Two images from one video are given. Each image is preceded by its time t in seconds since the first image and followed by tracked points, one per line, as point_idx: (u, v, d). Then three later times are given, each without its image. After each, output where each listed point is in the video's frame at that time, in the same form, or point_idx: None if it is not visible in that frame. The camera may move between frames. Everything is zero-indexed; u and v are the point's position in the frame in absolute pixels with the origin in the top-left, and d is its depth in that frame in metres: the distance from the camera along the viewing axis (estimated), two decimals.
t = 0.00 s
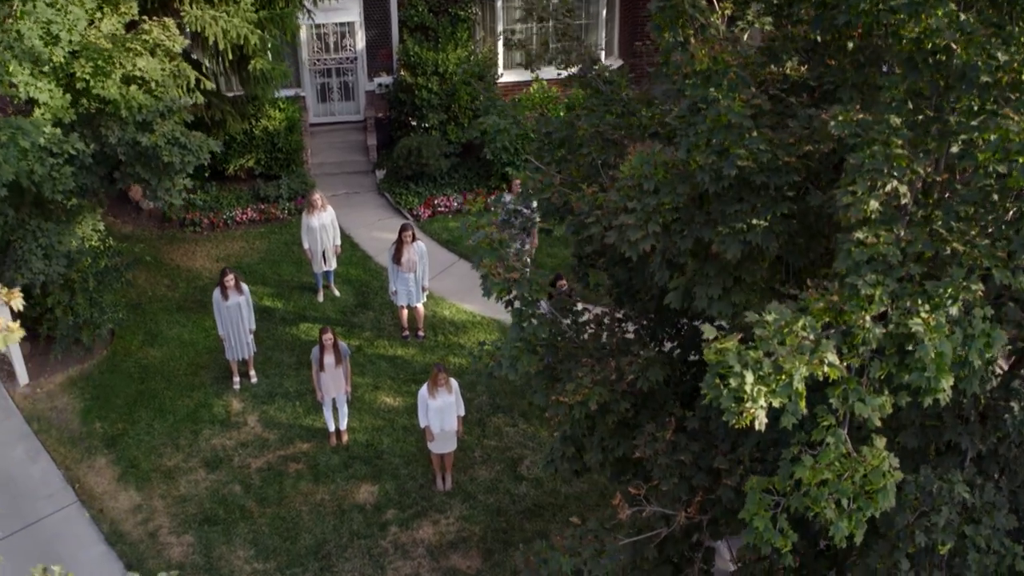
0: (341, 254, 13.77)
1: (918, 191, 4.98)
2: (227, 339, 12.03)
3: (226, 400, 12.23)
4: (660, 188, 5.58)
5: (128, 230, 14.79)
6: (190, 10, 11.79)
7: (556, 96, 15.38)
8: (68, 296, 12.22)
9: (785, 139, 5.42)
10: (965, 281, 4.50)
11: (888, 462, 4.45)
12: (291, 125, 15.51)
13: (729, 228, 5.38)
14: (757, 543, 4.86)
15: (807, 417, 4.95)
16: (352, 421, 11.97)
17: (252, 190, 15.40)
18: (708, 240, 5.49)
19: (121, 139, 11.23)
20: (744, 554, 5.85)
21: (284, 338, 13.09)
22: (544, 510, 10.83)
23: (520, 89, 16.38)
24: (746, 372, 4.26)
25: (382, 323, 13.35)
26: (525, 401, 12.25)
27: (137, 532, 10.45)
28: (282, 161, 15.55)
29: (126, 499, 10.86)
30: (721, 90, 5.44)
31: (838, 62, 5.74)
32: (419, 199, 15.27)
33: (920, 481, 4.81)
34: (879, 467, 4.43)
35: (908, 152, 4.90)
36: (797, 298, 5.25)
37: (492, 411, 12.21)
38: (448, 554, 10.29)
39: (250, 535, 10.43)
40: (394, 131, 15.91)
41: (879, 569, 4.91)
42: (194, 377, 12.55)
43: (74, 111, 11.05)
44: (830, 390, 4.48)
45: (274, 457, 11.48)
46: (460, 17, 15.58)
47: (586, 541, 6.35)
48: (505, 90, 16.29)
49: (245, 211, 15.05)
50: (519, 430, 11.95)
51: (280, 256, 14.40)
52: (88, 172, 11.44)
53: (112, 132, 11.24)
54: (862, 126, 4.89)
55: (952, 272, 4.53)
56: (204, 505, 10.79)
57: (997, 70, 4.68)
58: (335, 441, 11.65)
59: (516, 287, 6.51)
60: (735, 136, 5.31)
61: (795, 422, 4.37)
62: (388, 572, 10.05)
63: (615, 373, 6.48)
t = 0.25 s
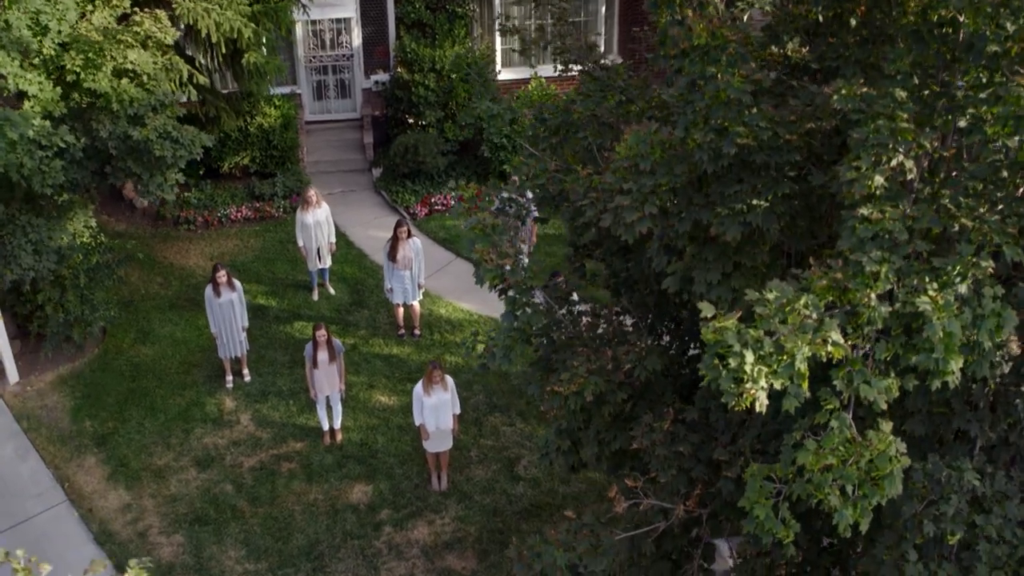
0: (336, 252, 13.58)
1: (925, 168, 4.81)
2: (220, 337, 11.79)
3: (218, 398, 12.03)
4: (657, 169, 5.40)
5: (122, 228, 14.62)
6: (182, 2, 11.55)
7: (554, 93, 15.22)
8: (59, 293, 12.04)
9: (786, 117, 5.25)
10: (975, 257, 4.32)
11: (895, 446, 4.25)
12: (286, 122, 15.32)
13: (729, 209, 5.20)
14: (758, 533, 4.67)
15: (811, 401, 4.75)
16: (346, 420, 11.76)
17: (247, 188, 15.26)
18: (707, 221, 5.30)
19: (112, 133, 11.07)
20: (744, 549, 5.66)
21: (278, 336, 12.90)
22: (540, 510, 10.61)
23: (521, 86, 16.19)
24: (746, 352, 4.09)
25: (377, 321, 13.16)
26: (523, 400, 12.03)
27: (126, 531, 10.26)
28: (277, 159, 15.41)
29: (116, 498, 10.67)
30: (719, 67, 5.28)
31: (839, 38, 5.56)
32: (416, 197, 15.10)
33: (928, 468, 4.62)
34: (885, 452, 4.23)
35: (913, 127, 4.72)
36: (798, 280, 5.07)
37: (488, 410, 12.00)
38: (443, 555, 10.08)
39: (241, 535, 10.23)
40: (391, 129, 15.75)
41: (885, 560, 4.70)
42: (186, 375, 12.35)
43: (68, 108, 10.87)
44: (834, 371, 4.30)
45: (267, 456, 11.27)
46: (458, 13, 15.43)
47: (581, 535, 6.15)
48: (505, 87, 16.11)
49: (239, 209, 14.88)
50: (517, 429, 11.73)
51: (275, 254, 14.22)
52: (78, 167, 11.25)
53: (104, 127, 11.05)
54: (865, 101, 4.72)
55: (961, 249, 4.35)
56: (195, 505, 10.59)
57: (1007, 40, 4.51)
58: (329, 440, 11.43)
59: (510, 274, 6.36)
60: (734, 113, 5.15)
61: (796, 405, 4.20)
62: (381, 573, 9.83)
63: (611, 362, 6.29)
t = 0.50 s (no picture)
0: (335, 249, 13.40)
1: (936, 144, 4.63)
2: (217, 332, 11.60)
3: (214, 396, 11.80)
4: (659, 148, 5.23)
5: (119, 226, 14.48)
6: None
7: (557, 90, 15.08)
8: (54, 289, 11.89)
9: (792, 93, 5.08)
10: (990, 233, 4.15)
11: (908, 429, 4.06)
12: (285, 119, 15.30)
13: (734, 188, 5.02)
14: (763, 523, 4.48)
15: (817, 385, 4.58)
16: (344, 419, 11.51)
17: (245, 185, 15.16)
18: (710, 202, 5.12)
19: (107, 126, 10.70)
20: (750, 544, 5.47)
21: (275, 334, 12.69)
22: (542, 510, 10.31)
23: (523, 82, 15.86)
24: (751, 330, 3.90)
25: (376, 319, 12.96)
26: (524, 399, 11.78)
27: (120, 530, 9.98)
28: (276, 156, 15.32)
29: (109, 496, 10.39)
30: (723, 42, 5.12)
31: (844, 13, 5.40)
32: (417, 195, 14.94)
33: (940, 456, 4.43)
34: (896, 436, 4.04)
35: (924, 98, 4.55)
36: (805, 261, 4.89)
37: (489, 409, 11.72)
38: (442, 555, 9.77)
39: (235, 534, 9.92)
40: (392, 127, 15.63)
41: (897, 551, 4.52)
42: (182, 373, 12.14)
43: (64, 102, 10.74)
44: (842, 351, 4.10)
45: (262, 455, 11.00)
46: (459, 10, 15.31)
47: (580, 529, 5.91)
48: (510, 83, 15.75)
49: (238, 207, 14.74)
50: (517, 428, 11.44)
51: (273, 252, 14.05)
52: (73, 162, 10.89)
53: (98, 120, 10.71)
54: (873, 74, 4.54)
55: (975, 223, 4.18)
56: (188, 503, 10.29)
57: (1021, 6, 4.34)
58: (326, 439, 11.17)
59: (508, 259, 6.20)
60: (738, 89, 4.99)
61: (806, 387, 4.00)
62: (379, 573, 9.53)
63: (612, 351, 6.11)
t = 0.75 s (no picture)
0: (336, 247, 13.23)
1: (952, 119, 4.47)
2: (214, 328, 11.41)
3: (212, 394, 11.61)
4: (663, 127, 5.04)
5: (118, 223, 14.33)
6: None
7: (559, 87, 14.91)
8: (50, 285, 11.73)
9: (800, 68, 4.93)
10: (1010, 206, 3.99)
11: (922, 414, 3.88)
12: (286, 116, 15.13)
13: (742, 168, 4.83)
14: (771, 512, 4.30)
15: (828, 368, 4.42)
16: (344, 417, 11.30)
17: (246, 183, 14.98)
18: (716, 182, 4.92)
19: (105, 118, 10.67)
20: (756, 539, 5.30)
21: (275, 331, 12.52)
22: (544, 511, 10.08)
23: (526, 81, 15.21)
24: (758, 307, 3.71)
25: (377, 318, 12.78)
26: (526, 399, 11.56)
27: (113, 528, 9.79)
28: (277, 154, 15.16)
29: (103, 494, 10.19)
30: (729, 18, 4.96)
31: None
32: (419, 193, 14.80)
33: (957, 442, 4.19)
34: (910, 420, 3.86)
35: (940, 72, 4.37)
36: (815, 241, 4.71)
37: (491, 408, 11.51)
38: (442, 556, 9.55)
39: (231, 534, 9.71)
40: (394, 124, 15.52)
41: (911, 542, 4.36)
42: (180, 370, 11.97)
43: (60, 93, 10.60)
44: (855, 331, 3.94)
45: (260, 453, 10.78)
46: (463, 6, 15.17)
47: (580, 522, 5.87)
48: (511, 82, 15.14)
49: (238, 205, 14.62)
50: (519, 428, 11.21)
51: (273, 250, 13.90)
52: (70, 154, 10.82)
53: (95, 113, 10.65)
54: (886, 45, 4.34)
55: (994, 199, 4.00)
56: (185, 502, 10.10)
57: None
58: (325, 437, 10.95)
59: (505, 243, 6.00)
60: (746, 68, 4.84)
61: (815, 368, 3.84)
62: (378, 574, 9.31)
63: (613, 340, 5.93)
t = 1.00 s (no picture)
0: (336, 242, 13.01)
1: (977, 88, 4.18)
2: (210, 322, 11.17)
3: (210, 392, 11.30)
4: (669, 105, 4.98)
5: (117, 219, 14.15)
6: None
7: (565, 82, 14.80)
8: (47, 281, 11.60)
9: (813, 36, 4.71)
10: None
11: (944, 396, 3.67)
12: (289, 113, 14.94)
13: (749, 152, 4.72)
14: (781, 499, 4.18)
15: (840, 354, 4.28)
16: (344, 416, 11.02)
17: (248, 179, 14.86)
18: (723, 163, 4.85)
19: (103, 112, 10.60)
20: (766, 534, 5.20)
21: (274, 327, 12.32)
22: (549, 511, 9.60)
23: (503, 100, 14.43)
24: (767, 280, 3.51)
25: (379, 316, 12.58)
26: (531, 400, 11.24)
27: (108, 528, 9.44)
28: (280, 151, 14.92)
29: (98, 492, 9.88)
30: None
31: None
32: (422, 191, 14.67)
33: (977, 428, 4.07)
34: (929, 401, 3.64)
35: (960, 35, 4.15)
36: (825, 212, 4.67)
37: (494, 408, 11.19)
38: (442, 556, 9.11)
39: (227, 533, 9.31)
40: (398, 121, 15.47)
41: (927, 532, 4.29)
42: (177, 368, 11.71)
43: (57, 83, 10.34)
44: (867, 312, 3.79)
45: (258, 451, 10.42)
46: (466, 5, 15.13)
47: (582, 516, 5.82)
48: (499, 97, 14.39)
49: (240, 203, 14.55)
50: (523, 428, 10.84)
51: (273, 248, 13.80)
52: (69, 148, 10.70)
53: (94, 106, 10.54)
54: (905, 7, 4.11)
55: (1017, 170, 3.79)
56: (179, 500, 9.73)
57: None
58: (324, 437, 10.61)
59: (506, 232, 5.48)
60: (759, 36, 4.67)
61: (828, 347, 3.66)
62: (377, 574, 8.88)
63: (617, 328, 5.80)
